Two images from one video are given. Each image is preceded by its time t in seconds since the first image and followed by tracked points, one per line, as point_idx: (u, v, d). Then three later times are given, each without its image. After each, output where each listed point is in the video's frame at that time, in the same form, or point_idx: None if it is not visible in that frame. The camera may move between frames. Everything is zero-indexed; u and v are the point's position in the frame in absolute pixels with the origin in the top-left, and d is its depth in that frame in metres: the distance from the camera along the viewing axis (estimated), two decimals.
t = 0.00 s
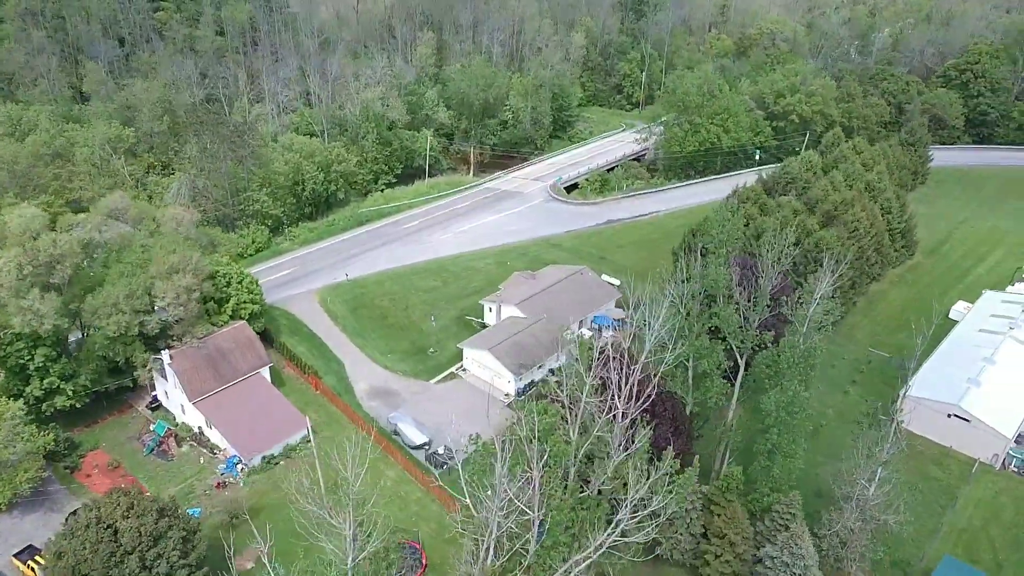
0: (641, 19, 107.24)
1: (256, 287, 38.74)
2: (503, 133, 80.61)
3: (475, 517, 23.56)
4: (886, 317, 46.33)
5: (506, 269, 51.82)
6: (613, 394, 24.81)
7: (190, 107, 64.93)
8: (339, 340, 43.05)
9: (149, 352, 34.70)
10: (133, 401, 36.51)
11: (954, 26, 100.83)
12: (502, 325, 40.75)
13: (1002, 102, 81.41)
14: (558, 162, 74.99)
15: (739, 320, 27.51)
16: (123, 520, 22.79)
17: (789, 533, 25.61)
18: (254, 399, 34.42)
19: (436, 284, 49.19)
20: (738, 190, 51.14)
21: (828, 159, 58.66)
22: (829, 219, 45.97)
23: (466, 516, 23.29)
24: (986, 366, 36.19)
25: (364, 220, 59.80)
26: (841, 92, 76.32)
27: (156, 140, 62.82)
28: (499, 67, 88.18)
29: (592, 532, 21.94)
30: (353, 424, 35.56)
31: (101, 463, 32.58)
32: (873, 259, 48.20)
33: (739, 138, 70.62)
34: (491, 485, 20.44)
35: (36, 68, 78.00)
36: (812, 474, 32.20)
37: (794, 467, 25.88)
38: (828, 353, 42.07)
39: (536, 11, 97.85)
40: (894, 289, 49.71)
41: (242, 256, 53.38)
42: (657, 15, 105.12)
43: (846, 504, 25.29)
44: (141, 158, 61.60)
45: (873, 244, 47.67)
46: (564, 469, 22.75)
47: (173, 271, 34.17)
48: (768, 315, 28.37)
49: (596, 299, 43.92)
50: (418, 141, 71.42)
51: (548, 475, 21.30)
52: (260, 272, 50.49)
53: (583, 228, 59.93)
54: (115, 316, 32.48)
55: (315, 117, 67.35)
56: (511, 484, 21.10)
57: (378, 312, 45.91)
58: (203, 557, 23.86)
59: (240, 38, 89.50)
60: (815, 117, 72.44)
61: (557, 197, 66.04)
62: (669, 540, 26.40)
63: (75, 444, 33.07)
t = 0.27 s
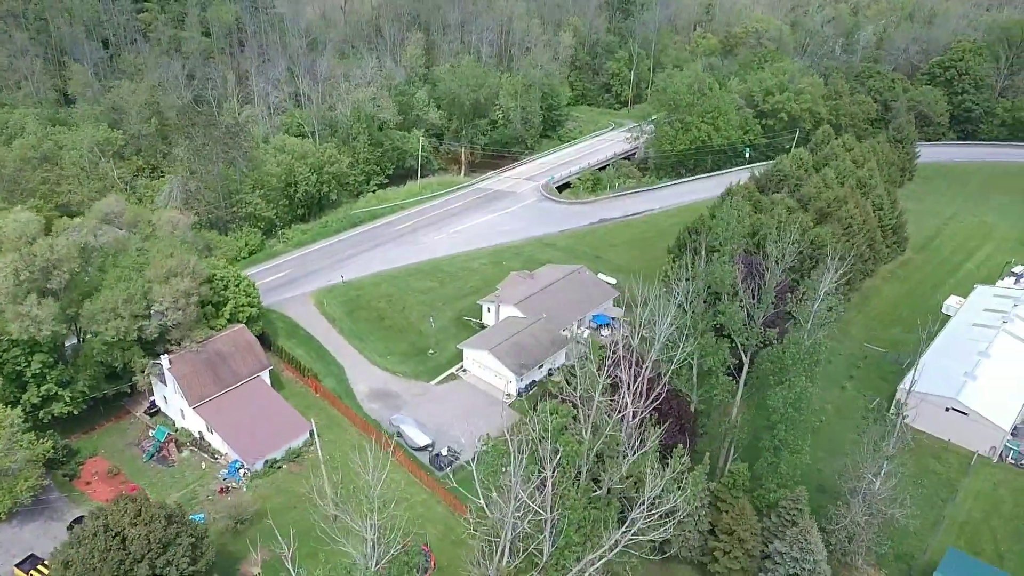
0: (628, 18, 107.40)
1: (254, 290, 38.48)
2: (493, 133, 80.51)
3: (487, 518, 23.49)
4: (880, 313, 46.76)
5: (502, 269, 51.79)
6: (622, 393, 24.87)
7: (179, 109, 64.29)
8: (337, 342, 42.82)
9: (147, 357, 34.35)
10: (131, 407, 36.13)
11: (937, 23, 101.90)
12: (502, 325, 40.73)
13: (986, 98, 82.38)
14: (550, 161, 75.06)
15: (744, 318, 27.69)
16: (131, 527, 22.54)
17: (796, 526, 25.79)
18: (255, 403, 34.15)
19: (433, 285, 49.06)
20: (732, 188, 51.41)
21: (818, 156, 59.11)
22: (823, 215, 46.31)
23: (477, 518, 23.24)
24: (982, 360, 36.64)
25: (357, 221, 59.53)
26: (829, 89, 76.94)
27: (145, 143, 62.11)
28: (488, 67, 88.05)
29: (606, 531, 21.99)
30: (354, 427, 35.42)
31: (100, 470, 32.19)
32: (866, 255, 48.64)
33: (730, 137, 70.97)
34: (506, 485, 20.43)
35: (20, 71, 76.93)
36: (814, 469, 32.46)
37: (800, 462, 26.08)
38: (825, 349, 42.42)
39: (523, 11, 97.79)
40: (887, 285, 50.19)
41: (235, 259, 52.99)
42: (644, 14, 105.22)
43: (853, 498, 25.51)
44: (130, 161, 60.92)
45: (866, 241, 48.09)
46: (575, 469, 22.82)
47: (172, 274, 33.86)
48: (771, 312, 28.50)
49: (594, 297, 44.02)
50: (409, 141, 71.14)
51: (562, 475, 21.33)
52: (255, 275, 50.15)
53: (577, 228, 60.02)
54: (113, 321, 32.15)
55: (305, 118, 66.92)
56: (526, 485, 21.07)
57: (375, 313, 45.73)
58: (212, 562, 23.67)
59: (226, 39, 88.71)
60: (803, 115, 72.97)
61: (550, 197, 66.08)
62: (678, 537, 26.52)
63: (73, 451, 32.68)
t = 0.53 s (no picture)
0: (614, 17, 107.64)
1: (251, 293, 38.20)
2: (483, 133, 80.38)
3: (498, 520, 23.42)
4: (874, 309, 47.20)
5: (497, 269, 51.75)
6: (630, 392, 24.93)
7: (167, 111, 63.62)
8: (334, 345, 42.59)
9: (145, 362, 34.00)
10: (128, 413, 35.75)
11: (919, 21, 103.08)
12: (500, 326, 40.73)
13: (969, 95, 83.43)
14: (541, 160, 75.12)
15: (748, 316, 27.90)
16: (139, 535, 22.31)
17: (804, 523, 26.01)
18: (255, 408, 33.88)
19: (428, 286, 48.92)
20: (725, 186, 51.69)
21: (809, 154, 59.61)
22: (816, 212, 46.69)
23: (489, 520, 23.16)
24: (976, 353, 37.11)
25: (350, 223, 59.26)
26: (816, 87, 77.60)
27: (133, 146, 61.35)
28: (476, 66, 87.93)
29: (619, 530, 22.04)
30: (355, 429, 35.25)
31: (99, 477, 31.82)
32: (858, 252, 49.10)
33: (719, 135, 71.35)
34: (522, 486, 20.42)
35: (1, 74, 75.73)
36: (815, 464, 32.69)
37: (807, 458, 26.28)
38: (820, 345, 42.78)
39: (511, 11, 97.76)
40: (878, 281, 50.67)
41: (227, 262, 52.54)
42: (630, 14, 105.63)
43: (858, 492, 25.74)
44: (118, 164, 60.19)
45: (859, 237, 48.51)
46: (587, 469, 22.84)
47: (169, 278, 33.56)
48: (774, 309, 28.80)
49: (591, 297, 44.12)
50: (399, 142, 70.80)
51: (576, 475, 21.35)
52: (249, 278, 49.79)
53: (571, 227, 60.10)
54: (111, 326, 31.82)
55: (295, 120, 66.46)
56: (539, 485, 21.07)
57: (372, 315, 45.53)
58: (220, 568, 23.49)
59: (212, 39, 87.88)
60: (791, 113, 73.53)
61: (542, 196, 66.12)
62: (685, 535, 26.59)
63: (71, 459, 32.29)
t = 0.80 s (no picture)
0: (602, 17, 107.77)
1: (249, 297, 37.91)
2: (473, 133, 80.21)
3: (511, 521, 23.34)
4: (868, 304, 47.62)
5: (493, 269, 51.69)
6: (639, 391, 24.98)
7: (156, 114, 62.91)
8: (333, 347, 42.38)
9: (144, 367, 33.64)
10: (126, 420, 35.36)
11: (903, 19, 104.07)
12: (499, 326, 40.72)
13: (954, 92, 84.35)
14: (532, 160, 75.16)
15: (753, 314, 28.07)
16: (149, 543, 22.04)
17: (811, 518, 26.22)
18: (257, 412, 33.62)
19: (424, 287, 48.77)
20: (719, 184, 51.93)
21: (800, 151, 60.05)
22: (810, 210, 47.01)
23: (501, 521, 23.10)
24: (972, 347, 37.57)
25: (344, 224, 58.96)
26: (804, 85, 78.15)
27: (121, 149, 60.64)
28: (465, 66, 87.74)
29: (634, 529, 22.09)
30: (358, 432, 35.08)
31: (99, 485, 31.43)
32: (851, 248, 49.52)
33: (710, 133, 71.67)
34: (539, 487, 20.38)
35: None
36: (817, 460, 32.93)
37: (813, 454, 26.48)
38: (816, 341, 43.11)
39: (499, 11, 97.64)
40: (871, 277, 51.10)
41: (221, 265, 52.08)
42: (617, 13, 105.86)
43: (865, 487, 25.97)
44: (107, 168, 59.45)
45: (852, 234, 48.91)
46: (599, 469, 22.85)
47: (168, 283, 33.23)
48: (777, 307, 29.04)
49: (589, 297, 44.21)
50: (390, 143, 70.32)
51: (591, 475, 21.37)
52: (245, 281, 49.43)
53: (565, 227, 60.16)
54: (111, 332, 31.46)
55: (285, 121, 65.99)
56: (553, 485, 21.06)
57: (369, 317, 45.32)
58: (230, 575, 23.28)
59: (199, 40, 87.01)
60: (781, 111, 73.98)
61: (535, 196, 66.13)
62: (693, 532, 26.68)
63: (70, 467, 31.89)
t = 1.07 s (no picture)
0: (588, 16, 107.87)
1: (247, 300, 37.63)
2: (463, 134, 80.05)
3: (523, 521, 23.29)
4: (861, 300, 48.10)
5: (489, 270, 51.67)
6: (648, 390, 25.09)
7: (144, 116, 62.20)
8: (332, 349, 42.19)
9: (143, 373, 33.30)
10: (125, 426, 35.00)
11: (886, 17, 105.13)
12: (499, 327, 40.69)
13: (938, 89, 85.35)
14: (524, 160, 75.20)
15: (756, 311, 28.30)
16: (158, 551, 21.82)
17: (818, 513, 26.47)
18: (258, 417, 33.37)
19: (421, 288, 48.66)
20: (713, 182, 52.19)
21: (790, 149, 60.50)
22: (804, 207, 47.40)
23: (514, 522, 23.07)
24: (966, 342, 38.06)
25: (338, 226, 58.68)
26: (792, 84, 78.75)
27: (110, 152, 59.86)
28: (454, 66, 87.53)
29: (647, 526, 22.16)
30: (360, 435, 34.90)
31: (100, 492, 31.09)
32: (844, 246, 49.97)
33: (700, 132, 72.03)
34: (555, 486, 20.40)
35: None
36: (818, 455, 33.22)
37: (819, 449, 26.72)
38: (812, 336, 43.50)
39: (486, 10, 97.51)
40: (863, 273, 51.59)
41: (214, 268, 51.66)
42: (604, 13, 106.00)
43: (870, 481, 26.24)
44: (96, 171, 58.73)
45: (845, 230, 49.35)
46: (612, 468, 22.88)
47: (167, 287, 32.93)
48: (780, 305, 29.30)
49: (587, 296, 44.32)
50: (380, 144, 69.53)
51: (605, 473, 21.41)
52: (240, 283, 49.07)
53: (559, 226, 60.26)
54: (110, 337, 31.15)
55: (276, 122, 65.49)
56: (568, 485, 21.07)
57: (367, 319, 45.15)
58: None
59: (184, 42, 86.13)
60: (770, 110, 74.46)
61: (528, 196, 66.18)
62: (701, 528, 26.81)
63: (70, 474, 31.54)
